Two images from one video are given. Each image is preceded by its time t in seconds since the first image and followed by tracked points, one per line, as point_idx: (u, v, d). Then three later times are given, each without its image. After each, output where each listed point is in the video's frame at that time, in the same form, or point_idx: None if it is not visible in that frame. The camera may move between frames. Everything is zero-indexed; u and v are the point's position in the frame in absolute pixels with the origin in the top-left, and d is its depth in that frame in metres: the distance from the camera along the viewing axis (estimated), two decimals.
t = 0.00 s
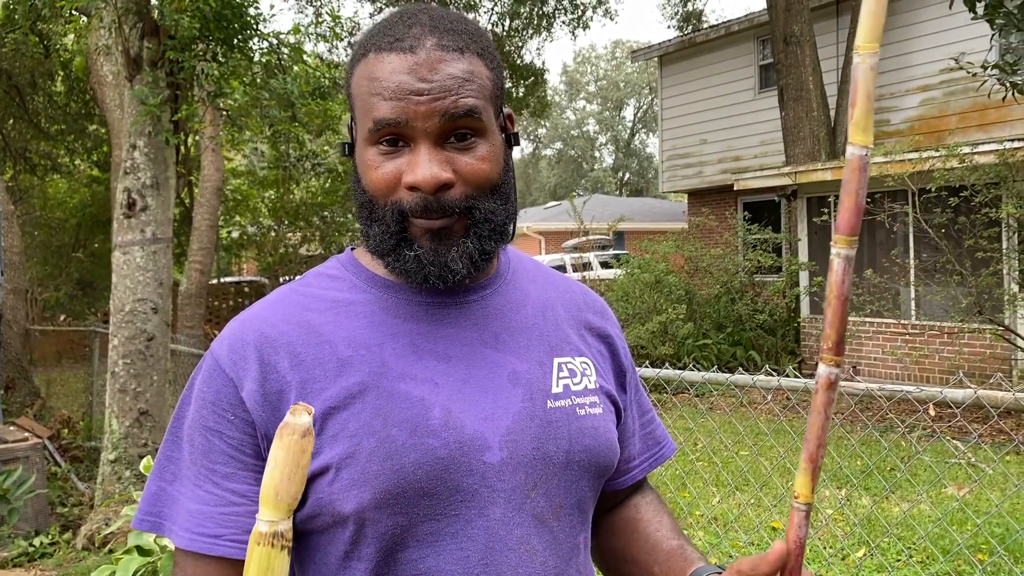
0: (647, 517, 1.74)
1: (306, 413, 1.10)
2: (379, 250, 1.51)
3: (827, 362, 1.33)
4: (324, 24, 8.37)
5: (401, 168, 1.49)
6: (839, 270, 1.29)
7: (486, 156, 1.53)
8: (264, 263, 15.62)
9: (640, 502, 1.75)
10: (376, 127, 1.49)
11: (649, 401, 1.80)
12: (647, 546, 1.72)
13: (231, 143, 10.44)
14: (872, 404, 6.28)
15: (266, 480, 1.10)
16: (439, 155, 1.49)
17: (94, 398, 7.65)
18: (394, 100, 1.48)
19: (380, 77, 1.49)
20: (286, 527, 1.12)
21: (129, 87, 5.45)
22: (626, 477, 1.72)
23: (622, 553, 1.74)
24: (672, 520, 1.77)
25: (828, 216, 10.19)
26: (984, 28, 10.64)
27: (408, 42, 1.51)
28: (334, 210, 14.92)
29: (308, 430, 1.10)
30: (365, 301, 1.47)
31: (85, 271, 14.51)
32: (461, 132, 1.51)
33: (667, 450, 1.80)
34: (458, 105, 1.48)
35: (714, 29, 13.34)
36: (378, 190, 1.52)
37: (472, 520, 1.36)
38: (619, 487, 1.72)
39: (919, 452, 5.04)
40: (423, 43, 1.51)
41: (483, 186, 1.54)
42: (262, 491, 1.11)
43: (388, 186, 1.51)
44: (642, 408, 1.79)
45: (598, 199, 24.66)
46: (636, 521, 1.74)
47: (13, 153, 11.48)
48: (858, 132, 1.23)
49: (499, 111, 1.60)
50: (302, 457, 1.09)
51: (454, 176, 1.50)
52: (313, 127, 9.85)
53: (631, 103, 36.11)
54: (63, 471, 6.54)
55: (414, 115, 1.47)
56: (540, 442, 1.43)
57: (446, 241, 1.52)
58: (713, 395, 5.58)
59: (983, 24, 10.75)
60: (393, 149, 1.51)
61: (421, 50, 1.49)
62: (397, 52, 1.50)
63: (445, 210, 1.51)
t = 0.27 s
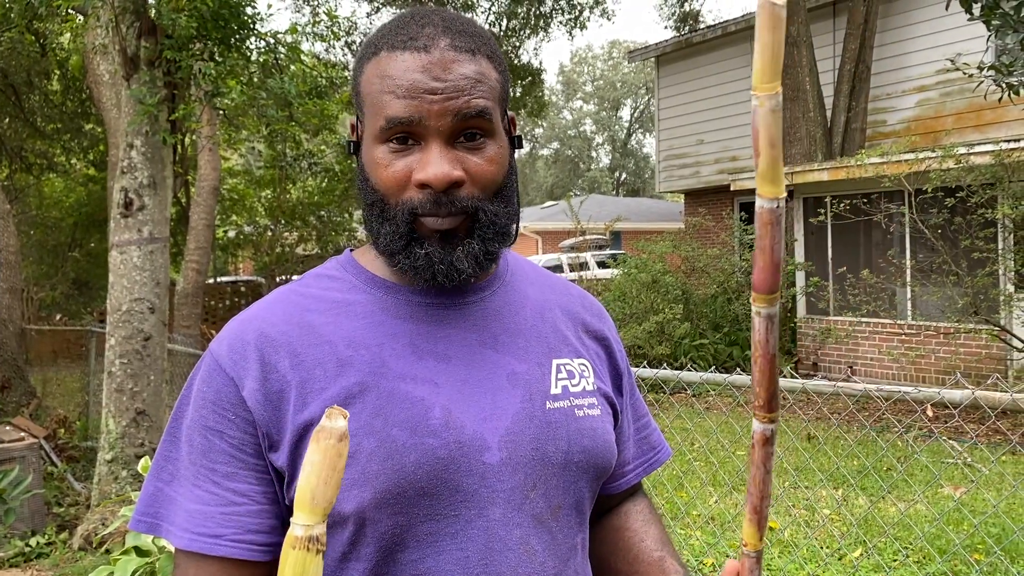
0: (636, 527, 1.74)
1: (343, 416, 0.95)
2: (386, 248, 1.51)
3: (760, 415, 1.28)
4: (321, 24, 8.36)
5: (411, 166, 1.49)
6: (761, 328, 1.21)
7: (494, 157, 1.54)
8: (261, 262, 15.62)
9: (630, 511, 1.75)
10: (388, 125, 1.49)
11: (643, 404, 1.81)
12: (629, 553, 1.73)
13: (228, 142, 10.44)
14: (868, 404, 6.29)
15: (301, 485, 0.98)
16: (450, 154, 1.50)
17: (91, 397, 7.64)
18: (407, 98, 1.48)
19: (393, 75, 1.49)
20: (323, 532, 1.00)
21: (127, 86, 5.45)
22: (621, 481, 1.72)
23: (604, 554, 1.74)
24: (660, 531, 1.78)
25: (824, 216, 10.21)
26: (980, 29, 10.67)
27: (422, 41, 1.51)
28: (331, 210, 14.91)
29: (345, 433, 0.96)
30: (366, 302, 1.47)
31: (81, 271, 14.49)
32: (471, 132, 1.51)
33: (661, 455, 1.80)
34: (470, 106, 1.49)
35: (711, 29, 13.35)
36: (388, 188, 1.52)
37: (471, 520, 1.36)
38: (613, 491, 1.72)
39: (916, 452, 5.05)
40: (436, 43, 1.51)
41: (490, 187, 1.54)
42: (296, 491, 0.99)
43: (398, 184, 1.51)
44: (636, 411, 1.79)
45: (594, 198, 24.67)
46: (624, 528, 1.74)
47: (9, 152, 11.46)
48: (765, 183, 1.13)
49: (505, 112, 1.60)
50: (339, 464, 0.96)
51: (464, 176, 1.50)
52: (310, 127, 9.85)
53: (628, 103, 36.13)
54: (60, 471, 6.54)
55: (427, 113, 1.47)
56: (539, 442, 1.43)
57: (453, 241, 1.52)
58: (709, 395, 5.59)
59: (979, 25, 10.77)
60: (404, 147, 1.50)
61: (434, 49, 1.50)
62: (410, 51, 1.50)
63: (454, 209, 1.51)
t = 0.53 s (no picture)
0: (629, 529, 1.74)
1: (352, 417, 0.90)
2: (385, 241, 1.50)
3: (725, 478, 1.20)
4: (317, 22, 8.35)
5: (409, 154, 1.48)
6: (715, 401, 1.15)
7: (491, 146, 1.53)
8: (256, 261, 15.59)
9: (623, 512, 1.75)
10: (385, 114, 1.48)
11: (638, 404, 1.81)
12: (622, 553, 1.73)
13: (224, 141, 10.42)
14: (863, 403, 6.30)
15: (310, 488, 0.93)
16: (447, 142, 1.49)
17: (86, 396, 7.62)
18: (403, 86, 1.47)
19: (388, 65, 1.49)
20: (332, 534, 0.96)
21: (122, 85, 5.43)
22: (616, 481, 1.72)
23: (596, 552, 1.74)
24: (653, 534, 1.77)
25: (820, 216, 10.22)
26: (976, 30, 10.69)
27: (416, 32, 1.52)
28: (326, 209, 14.89)
29: (354, 433, 0.92)
30: (362, 302, 1.47)
31: (76, 269, 14.45)
32: (468, 120, 1.51)
33: (657, 453, 1.79)
34: (467, 93, 1.49)
35: (707, 29, 13.35)
36: (384, 180, 1.50)
37: (468, 520, 1.36)
38: (608, 490, 1.72)
39: (911, 452, 5.05)
40: (432, 34, 1.52)
41: (488, 177, 1.53)
42: (306, 492, 0.94)
43: (395, 173, 1.49)
44: (631, 410, 1.79)
45: (591, 198, 24.67)
46: (617, 530, 1.74)
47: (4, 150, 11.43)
48: (710, 263, 1.05)
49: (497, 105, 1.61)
50: (348, 464, 0.91)
51: (462, 164, 1.49)
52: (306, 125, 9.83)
53: (624, 102, 36.13)
54: (55, 470, 6.52)
55: (425, 100, 1.47)
56: (535, 442, 1.43)
57: (451, 233, 1.51)
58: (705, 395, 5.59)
59: (975, 25, 10.79)
60: (401, 137, 1.49)
61: (430, 40, 1.51)
62: (406, 42, 1.50)
63: (453, 198, 1.50)
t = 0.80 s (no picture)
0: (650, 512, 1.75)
1: (356, 410, 0.97)
2: (384, 219, 1.51)
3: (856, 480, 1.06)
4: (315, 20, 8.34)
5: (408, 124, 1.50)
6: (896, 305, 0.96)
7: (491, 121, 1.56)
8: (253, 259, 15.58)
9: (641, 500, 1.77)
10: (384, 88, 1.51)
11: (636, 401, 1.82)
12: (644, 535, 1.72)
13: (221, 139, 10.41)
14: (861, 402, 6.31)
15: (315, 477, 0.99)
16: (446, 113, 1.51)
17: (82, 394, 7.61)
18: (402, 60, 1.52)
19: (387, 45, 1.54)
20: (336, 524, 1.02)
21: (120, 82, 5.43)
22: (617, 478, 1.72)
23: (622, 542, 1.73)
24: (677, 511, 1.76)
25: (817, 215, 10.24)
26: (974, 29, 10.71)
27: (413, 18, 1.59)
28: (324, 207, 14.88)
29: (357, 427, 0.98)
30: (360, 300, 1.47)
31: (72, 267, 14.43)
32: (466, 95, 1.55)
33: (654, 451, 1.80)
34: (464, 66, 1.54)
35: (705, 28, 13.36)
36: (382, 155, 1.52)
37: (465, 518, 1.36)
38: (609, 489, 1.73)
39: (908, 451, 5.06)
40: (430, 18, 1.58)
41: (489, 152, 1.54)
42: (310, 485, 1.00)
43: (395, 146, 1.51)
44: (630, 408, 1.80)
45: (588, 197, 24.67)
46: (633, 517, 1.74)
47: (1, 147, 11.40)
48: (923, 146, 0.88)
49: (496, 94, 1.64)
50: (351, 457, 0.96)
51: (462, 134, 1.51)
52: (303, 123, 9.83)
53: (622, 101, 36.14)
54: (52, 468, 6.51)
55: (423, 71, 1.51)
56: (533, 441, 1.44)
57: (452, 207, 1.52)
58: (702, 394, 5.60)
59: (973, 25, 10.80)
60: (400, 111, 1.52)
61: (429, 22, 1.57)
62: (404, 23, 1.56)
63: (452, 170, 1.51)
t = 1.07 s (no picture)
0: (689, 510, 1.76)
1: (353, 407, 1.01)
2: (371, 220, 1.52)
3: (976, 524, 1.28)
4: (315, 19, 8.35)
5: (391, 122, 1.51)
6: None
7: (476, 120, 1.55)
8: (253, 257, 15.58)
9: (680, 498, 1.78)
10: (369, 85, 1.53)
11: (646, 390, 1.82)
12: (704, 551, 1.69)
13: (221, 137, 10.41)
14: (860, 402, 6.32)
15: (313, 475, 1.01)
16: (430, 111, 1.52)
17: (82, 391, 7.61)
18: (386, 56, 1.54)
19: (372, 40, 1.57)
20: (333, 520, 1.04)
21: (120, 80, 5.43)
22: (634, 467, 1.72)
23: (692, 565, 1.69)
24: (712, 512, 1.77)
25: (816, 214, 10.25)
26: (973, 29, 10.73)
27: (399, 14, 1.60)
28: (323, 205, 14.87)
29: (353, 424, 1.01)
30: (358, 303, 1.47)
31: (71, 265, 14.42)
32: (451, 92, 1.55)
33: (673, 437, 1.82)
34: (448, 61, 1.54)
35: (705, 27, 13.38)
36: (368, 153, 1.53)
37: (467, 517, 1.36)
38: (628, 476, 1.72)
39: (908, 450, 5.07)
40: (415, 13, 1.60)
41: (475, 149, 1.54)
42: (308, 484, 1.02)
43: (379, 144, 1.51)
44: (638, 393, 1.79)
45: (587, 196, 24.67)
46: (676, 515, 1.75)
47: None
48: None
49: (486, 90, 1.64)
50: (349, 453, 1.00)
51: (446, 132, 1.51)
52: (303, 121, 9.83)
53: (621, 101, 36.15)
54: (51, 465, 6.51)
55: (406, 68, 1.52)
56: (533, 438, 1.44)
57: (438, 207, 1.52)
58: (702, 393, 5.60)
59: (972, 26, 10.83)
60: (385, 108, 1.54)
61: (414, 18, 1.58)
62: (390, 20, 1.58)
63: (436, 168, 1.51)
